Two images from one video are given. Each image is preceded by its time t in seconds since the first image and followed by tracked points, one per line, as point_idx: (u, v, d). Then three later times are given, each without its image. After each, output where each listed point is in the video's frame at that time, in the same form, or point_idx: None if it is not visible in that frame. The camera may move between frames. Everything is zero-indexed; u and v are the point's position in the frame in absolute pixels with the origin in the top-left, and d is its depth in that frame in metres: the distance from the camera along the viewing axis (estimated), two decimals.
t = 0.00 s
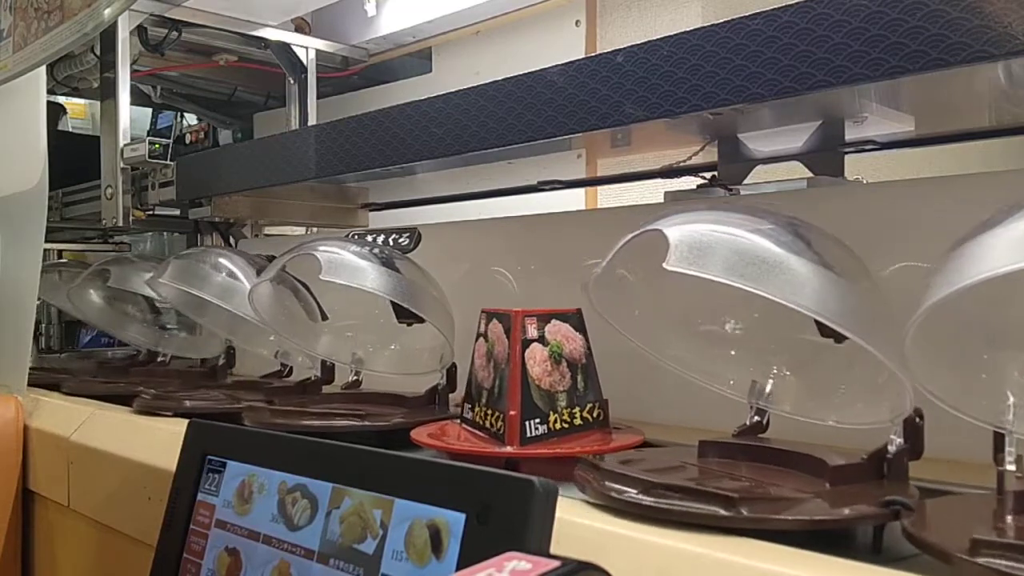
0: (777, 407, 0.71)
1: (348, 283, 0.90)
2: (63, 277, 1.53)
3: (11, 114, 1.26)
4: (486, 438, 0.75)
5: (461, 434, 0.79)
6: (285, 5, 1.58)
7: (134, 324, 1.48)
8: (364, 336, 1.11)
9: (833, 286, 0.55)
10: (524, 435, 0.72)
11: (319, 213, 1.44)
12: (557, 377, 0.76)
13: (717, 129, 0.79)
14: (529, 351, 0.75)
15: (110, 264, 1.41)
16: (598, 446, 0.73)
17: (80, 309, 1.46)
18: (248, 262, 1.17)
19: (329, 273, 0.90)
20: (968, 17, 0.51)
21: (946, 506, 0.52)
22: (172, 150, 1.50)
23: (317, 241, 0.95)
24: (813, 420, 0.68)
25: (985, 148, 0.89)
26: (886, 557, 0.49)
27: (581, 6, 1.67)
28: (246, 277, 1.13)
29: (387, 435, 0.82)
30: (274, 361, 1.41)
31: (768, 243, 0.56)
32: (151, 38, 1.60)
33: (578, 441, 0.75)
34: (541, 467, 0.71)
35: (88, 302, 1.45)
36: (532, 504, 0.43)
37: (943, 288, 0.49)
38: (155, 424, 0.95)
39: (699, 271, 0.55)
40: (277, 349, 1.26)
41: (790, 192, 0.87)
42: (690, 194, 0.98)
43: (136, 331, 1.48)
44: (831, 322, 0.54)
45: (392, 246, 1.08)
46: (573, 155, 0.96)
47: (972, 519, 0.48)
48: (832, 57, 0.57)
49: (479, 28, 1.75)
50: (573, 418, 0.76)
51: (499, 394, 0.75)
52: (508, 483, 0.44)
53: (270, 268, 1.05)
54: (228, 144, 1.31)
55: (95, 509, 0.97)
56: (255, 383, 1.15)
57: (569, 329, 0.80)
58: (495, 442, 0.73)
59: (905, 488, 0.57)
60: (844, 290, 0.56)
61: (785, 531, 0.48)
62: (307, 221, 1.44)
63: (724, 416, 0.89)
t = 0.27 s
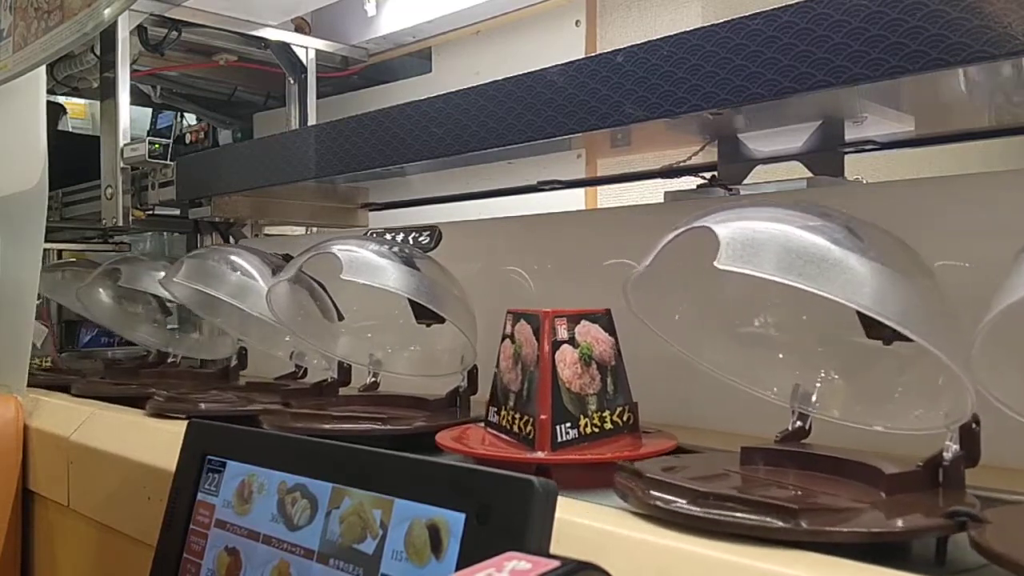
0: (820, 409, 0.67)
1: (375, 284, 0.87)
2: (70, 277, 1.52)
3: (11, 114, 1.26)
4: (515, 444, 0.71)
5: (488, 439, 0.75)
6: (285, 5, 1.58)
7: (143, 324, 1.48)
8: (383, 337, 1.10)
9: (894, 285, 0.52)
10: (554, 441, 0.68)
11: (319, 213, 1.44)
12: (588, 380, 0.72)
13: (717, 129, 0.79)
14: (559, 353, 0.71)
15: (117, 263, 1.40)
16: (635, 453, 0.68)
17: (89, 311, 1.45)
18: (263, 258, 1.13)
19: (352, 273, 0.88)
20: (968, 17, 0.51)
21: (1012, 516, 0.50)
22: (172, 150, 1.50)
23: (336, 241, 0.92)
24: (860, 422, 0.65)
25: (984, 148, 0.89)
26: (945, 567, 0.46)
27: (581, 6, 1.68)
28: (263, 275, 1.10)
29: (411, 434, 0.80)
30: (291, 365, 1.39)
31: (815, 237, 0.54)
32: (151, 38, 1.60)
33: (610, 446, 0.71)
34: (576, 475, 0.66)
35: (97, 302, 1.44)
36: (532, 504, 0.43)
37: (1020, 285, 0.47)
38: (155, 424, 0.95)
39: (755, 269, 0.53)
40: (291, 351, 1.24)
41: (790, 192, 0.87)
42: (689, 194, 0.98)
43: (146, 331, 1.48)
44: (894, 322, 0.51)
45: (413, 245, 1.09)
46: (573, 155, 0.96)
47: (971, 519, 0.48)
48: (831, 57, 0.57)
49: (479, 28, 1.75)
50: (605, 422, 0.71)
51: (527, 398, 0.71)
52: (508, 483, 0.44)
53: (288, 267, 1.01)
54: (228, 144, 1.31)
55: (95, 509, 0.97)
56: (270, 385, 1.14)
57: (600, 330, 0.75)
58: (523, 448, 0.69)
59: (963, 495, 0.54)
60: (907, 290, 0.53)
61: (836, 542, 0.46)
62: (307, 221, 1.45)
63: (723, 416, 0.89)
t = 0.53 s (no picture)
0: (870, 415, 0.64)
1: (396, 281, 0.84)
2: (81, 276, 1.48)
3: (10, 114, 1.26)
4: (547, 449, 0.68)
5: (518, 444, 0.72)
6: (285, 5, 1.58)
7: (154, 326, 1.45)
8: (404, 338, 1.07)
9: (962, 285, 0.51)
10: (588, 446, 0.65)
11: (319, 213, 1.44)
12: (621, 383, 0.69)
13: (717, 129, 0.79)
14: (592, 356, 0.69)
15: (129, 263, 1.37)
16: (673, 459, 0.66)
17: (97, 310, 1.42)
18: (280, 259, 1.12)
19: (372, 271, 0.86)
20: (968, 17, 0.51)
21: None
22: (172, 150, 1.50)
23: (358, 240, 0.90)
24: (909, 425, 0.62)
25: (985, 148, 0.89)
26: None
27: (581, 6, 1.69)
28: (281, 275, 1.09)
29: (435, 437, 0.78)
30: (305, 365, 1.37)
31: (878, 234, 0.54)
32: (151, 38, 1.60)
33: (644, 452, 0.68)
34: (612, 482, 0.65)
35: (106, 301, 1.42)
36: (532, 504, 0.43)
37: None
38: (155, 424, 0.95)
39: (816, 266, 0.52)
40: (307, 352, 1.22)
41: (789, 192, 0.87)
42: (689, 194, 0.98)
43: (157, 333, 1.45)
44: (962, 322, 0.49)
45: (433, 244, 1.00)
46: (574, 155, 0.96)
47: (971, 519, 0.48)
48: (831, 57, 0.57)
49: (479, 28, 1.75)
50: (638, 426, 0.69)
51: (559, 401, 0.69)
52: (509, 483, 0.44)
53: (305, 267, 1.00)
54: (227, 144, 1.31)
55: (95, 509, 0.97)
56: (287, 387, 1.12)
57: (631, 331, 0.73)
58: (557, 454, 0.67)
59: None
60: (976, 289, 0.51)
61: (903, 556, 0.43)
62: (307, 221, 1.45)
63: (720, 416, 0.89)
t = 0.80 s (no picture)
0: (929, 421, 0.63)
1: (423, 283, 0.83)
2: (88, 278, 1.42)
3: (10, 114, 1.26)
4: (580, 455, 0.66)
5: (548, 449, 0.70)
6: (285, 5, 1.58)
7: (167, 326, 1.40)
8: (427, 340, 1.05)
9: None
10: (625, 452, 0.64)
11: (319, 212, 1.44)
12: (656, 386, 0.68)
13: (717, 129, 0.80)
14: (628, 358, 0.67)
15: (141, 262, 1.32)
16: (713, 464, 0.64)
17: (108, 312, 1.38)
18: (294, 258, 1.08)
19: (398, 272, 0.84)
20: (968, 17, 0.51)
21: None
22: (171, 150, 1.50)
23: (382, 239, 0.88)
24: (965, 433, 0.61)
25: (984, 148, 0.90)
26: None
27: (580, 6, 1.69)
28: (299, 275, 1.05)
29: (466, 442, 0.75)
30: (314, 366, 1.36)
31: (945, 231, 0.52)
32: (151, 38, 1.60)
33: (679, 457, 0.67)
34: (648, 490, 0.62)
35: (116, 301, 1.37)
36: (532, 504, 0.43)
37: None
38: (154, 424, 0.95)
39: (883, 264, 0.51)
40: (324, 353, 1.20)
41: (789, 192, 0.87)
42: (689, 194, 0.98)
43: (170, 334, 1.40)
44: None
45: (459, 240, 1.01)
46: (574, 155, 0.96)
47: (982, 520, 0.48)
48: (831, 57, 0.57)
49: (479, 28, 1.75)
50: (673, 431, 0.68)
51: (592, 405, 0.67)
52: (508, 483, 0.44)
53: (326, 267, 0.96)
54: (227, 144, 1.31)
55: (95, 509, 0.97)
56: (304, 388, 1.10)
57: (665, 333, 0.71)
58: (591, 460, 0.65)
59: None
60: None
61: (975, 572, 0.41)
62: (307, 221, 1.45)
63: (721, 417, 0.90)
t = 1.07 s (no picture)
0: (989, 430, 0.61)
1: (450, 282, 0.80)
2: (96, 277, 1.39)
3: (10, 114, 1.26)
4: (615, 461, 0.64)
5: (580, 455, 0.67)
6: (285, 5, 1.58)
7: (177, 326, 1.39)
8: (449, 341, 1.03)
9: None
10: (665, 458, 0.61)
11: (319, 212, 1.44)
12: (693, 390, 0.65)
13: (716, 129, 0.80)
14: (666, 360, 0.64)
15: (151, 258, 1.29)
16: (755, 471, 0.62)
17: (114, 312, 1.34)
18: (306, 257, 1.05)
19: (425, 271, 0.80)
20: (967, 17, 0.51)
21: None
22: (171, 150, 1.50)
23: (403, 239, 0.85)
24: None
25: (984, 148, 0.90)
26: None
27: (580, 6, 1.69)
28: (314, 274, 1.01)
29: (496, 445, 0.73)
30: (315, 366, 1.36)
31: None
32: (151, 38, 1.61)
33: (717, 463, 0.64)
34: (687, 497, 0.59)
35: (126, 300, 1.35)
36: (531, 504, 0.43)
37: None
38: (154, 424, 0.95)
39: (961, 263, 0.49)
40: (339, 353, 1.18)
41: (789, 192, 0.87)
42: (689, 194, 0.98)
43: (181, 333, 1.39)
44: None
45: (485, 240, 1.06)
46: (574, 155, 0.96)
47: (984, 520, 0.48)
48: (830, 57, 0.57)
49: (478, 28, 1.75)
50: (711, 436, 0.65)
51: (628, 410, 0.64)
52: (508, 483, 0.44)
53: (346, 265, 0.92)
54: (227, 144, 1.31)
55: (95, 509, 0.97)
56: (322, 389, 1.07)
57: (701, 334, 0.69)
58: (628, 466, 0.62)
59: None
60: None
61: None
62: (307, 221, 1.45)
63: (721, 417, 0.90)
